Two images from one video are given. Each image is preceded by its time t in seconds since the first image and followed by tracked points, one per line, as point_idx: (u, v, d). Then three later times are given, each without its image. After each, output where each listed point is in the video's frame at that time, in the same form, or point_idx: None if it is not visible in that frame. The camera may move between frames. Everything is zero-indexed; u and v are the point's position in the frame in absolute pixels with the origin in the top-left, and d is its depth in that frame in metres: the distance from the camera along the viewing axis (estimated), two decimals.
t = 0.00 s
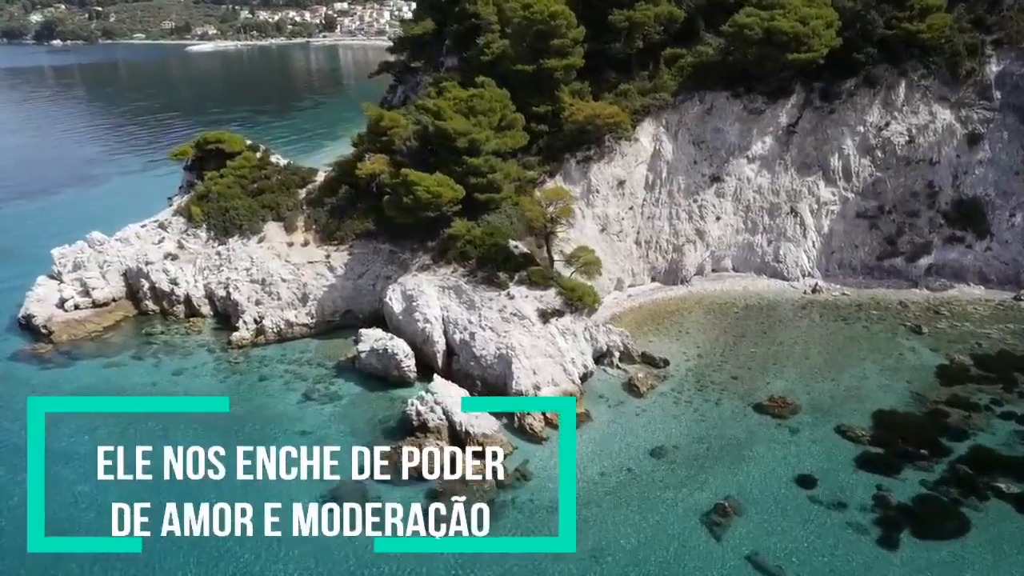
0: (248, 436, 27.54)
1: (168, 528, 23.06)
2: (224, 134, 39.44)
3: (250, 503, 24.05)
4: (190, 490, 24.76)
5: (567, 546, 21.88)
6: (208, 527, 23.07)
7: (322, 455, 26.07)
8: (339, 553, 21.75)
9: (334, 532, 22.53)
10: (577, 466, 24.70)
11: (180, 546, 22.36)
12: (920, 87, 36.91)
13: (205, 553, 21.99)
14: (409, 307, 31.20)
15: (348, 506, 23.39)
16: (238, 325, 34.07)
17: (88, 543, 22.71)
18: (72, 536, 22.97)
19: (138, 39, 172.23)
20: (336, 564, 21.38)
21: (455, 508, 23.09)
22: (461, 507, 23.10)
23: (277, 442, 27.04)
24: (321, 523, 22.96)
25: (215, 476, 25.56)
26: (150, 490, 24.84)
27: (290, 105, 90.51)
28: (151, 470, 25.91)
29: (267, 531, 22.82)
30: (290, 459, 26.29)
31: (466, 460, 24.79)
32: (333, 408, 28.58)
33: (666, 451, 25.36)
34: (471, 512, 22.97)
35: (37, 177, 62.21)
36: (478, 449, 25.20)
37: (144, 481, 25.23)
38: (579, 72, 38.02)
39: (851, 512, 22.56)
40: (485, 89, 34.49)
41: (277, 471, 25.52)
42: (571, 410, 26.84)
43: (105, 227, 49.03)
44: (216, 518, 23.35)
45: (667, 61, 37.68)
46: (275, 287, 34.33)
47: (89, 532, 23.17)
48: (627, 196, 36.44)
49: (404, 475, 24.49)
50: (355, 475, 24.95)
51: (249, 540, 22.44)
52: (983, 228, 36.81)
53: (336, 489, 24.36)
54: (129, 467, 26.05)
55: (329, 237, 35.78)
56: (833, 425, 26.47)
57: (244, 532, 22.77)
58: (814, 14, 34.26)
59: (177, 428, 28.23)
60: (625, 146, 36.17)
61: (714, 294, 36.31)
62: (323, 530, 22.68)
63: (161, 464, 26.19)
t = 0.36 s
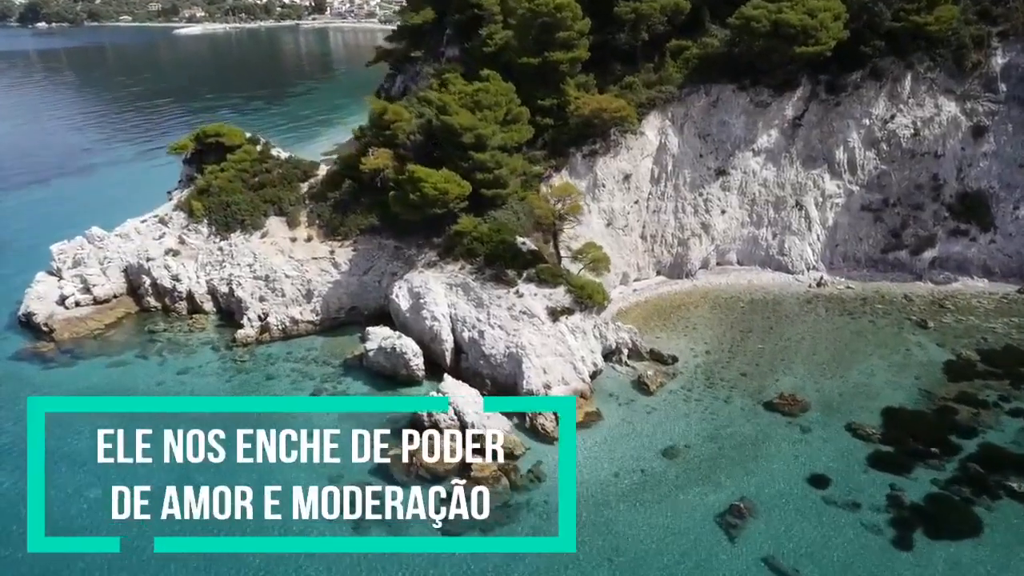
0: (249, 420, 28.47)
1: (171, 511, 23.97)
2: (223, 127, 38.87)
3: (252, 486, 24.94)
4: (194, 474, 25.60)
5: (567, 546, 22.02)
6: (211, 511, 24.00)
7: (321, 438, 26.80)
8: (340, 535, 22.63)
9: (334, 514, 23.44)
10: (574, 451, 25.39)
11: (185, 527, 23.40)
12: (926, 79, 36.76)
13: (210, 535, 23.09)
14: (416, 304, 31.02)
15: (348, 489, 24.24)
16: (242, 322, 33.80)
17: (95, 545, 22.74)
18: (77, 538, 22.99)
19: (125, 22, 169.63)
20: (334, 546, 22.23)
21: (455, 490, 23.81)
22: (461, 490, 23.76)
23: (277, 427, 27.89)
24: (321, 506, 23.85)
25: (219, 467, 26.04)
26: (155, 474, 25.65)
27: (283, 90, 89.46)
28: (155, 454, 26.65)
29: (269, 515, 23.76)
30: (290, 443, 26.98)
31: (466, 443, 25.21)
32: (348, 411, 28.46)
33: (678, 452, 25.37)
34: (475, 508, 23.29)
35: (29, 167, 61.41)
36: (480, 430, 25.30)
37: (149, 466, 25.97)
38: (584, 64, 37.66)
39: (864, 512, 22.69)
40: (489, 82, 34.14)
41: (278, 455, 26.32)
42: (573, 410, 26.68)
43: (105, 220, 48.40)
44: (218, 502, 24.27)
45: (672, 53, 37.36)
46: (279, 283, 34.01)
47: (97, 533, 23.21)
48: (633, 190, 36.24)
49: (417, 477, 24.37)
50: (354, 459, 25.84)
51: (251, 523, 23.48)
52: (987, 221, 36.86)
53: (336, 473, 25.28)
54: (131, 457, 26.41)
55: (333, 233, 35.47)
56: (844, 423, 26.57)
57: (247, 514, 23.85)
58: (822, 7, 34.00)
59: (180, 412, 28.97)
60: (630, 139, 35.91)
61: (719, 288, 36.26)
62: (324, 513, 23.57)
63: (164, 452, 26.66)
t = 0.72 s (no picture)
0: (250, 419, 28.58)
1: (171, 512, 24.29)
2: (221, 121, 38.33)
3: (253, 485, 25.10)
4: (194, 474, 25.75)
5: (568, 546, 22.16)
6: (211, 511, 24.29)
7: (321, 438, 26.85)
8: (340, 535, 22.78)
9: (335, 514, 23.55)
10: (573, 448, 25.47)
11: (185, 527, 23.69)
12: (930, 72, 36.67)
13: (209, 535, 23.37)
14: (422, 303, 30.83)
15: (348, 489, 24.39)
16: (245, 320, 33.53)
17: (95, 545, 22.93)
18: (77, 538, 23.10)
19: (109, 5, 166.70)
20: (334, 546, 22.40)
21: (455, 490, 23.89)
22: (462, 490, 23.84)
23: (278, 427, 27.98)
24: (321, 506, 23.98)
25: (219, 467, 26.15)
26: (155, 474, 25.78)
27: (273, 76, 88.34)
28: (155, 454, 26.72)
29: (270, 515, 23.97)
30: (290, 443, 27.06)
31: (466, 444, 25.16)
32: (364, 417, 28.05)
33: (690, 453, 25.38)
34: (475, 508, 23.37)
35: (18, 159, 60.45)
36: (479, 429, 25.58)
37: (149, 467, 26.06)
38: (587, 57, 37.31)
39: (876, 513, 22.86)
40: (493, 77, 33.76)
41: (278, 455, 26.39)
42: (572, 407, 26.56)
43: (102, 215, 47.71)
44: (218, 503, 24.52)
45: (676, 46, 37.08)
46: (282, 281, 33.73)
47: (98, 534, 23.40)
48: (637, 185, 36.06)
49: (429, 481, 24.24)
50: (355, 459, 25.86)
51: (252, 524, 23.76)
52: (989, 214, 36.95)
53: (337, 473, 25.40)
54: (132, 457, 26.45)
55: (335, 229, 35.15)
56: (852, 422, 26.69)
57: (246, 515, 24.13)
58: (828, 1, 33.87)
59: (181, 412, 28.96)
60: (635, 134, 35.67)
61: (722, 284, 36.21)
62: (324, 512, 23.68)
63: (164, 452, 26.72)
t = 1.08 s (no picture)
0: (249, 419, 28.50)
1: (171, 512, 24.32)
2: (220, 117, 37.82)
3: (253, 485, 25.18)
4: (194, 475, 25.79)
5: (567, 546, 22.37)
6: (211, 511, 24.29)
7: (322, 438, 26.86)
8: (339, 535, 23.04)
9: (335, 514, 23.78)
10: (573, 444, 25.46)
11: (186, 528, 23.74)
12: (934, 67, 36.55)
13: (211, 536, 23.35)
14: (428, 303, 30.64)
15: (348, 489, 24.61)
16: (248, 321, 33.22)
17: (95, 545, 23.01)
18: (77, 538, 23.18)
19: None
20: (332, 546, 22.66)
21: (455, 491, 24.08)
22: (461, 490, 24.02)
23: (277, 427, 28.02)
24: (321, 506, 24.19)
25: (218, 467, 26.19)
26: (155, 474, 25.80)
27: (264, 64, 87.17)
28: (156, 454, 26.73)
29: (269, 515, 24.03)
30: (291, 443, 26.95)
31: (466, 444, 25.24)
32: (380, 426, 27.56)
33: (701, 456, 25.40)
34: (474, 508, 23.52)
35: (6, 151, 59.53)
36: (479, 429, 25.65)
37: (148, 467, 26.08)
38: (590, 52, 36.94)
39: (888, 515, 22.95)
40: (497, 73, 33.44)
41: (278, 455, 26.33)
42: (572, 410, 26.20)
43: (99, 212, 47.13)
44: (218, 503, 24.54)
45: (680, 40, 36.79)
46: (284, 281, 33.41)
47: (98, 534, 23.50)
48: (641, 181, 35.87)
49: (447, 488, 24.18)
50: (355, 459, 25.94)
51: (253, 524, 23.67)
52: (991, 209, 37.01)
53: (338, 473, 25.53)
54: (132, 457, 26.43)
55: (338, 228, 34.81)
56: (861, 422, 26.77)
57: (247, 514, 24.08)
58: None
59: (182, 411, 28.85)
60: (639, 130, 35.41)
61: (725, 280, 36.18)
62: (325, 513, 23.88)
63: (164, 452, 26.70)
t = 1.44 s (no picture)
0: (248, 419, 28.55)
1: (171, 512, 24.67)
2: (218, 115, 37.33)
3: (252, 485, 25.49)
4: (194, 474, 26.00)
5: (567, 545, 22.60)
6: (211, 511, 24.77)
7: (321, 438, 27.08)
8: (338, 535, 23.39)
9: (335, 514, 24.10)
10: (573, 443, 25.48)
11: (185, 527, 24.19)
12: (937, 62, 36.48)
13: (211, 535, 23.96)
14: (433, 305, 30.45)
15: (348, 489, 24.89)
16: (250, 322, 32.92)
17: (95, 544, 23.20)
18: (77, 538, 23.43)
19: None
20: (330, 546, 22.96)
21: (455, 490, 24.31)
22: (461, 490, 24.25)
23: (277, 426, 28.16)
24: (321, 506, 24.55)
25: (219, 467, 26.38)
26: (155, 474, 26.03)
27: (254, 52, 85.97)
28: (156, 454, 26.93)
29: (269, 515, 24.55)
30: (290, 443, 27.23)
31: (466, 443, 25.43)
32: (382, 427, 27.67)
33: (711, 459, 25.45)
34: (474, 508, 23.77)
35: None
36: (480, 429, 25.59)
37: (148, 467, 26.25)
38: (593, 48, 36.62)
39: (898, 518, 23.10)
40: (500, 72, 33.17)
41: (278, 455, 26.59)
42: (572, 410, 26.30)
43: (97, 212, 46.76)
44: (218, 502, 24.98)
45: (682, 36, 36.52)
46: (286, 281, 33.12)
47: (98, 534, 23.77)
48: (645, 179, 35.65)
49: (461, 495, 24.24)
50: (354, 459, 26.19)
51: (252, 523, 24.34)
52: (993, 205, 37.08)
53: (339, 474, 25.74)
54: (132, 457, 26.67)
55: (340, 227, 34.45)
56: (869, 422, 26.89)
57: (247, 515, 24.66)
58: None
59: (183, 411, 29.00)
60: (643, 127, 35.19)
61: (728, 277, 36.16)
62: (325, 513, 24.25)
63: (164, 452, 26.91)
